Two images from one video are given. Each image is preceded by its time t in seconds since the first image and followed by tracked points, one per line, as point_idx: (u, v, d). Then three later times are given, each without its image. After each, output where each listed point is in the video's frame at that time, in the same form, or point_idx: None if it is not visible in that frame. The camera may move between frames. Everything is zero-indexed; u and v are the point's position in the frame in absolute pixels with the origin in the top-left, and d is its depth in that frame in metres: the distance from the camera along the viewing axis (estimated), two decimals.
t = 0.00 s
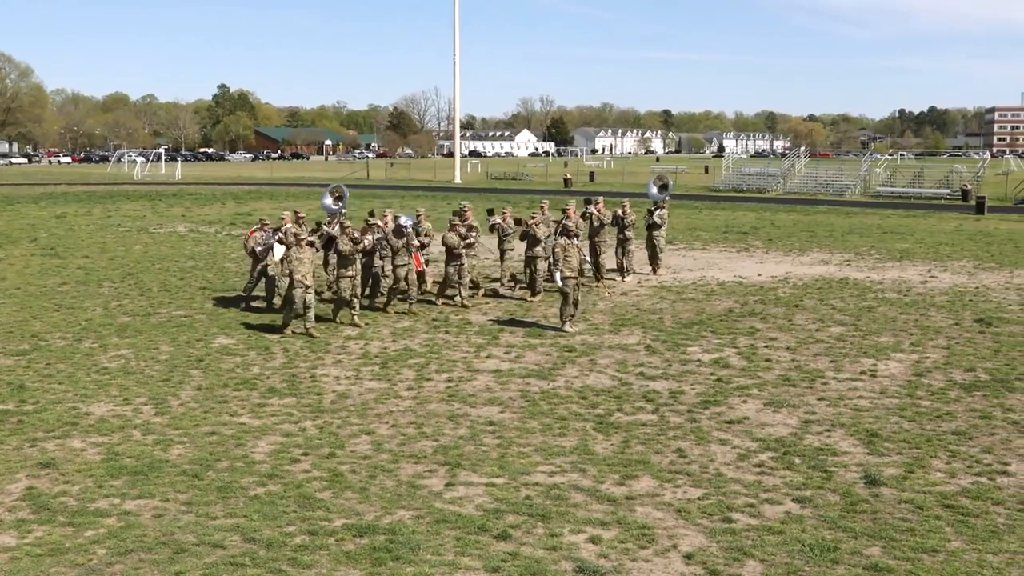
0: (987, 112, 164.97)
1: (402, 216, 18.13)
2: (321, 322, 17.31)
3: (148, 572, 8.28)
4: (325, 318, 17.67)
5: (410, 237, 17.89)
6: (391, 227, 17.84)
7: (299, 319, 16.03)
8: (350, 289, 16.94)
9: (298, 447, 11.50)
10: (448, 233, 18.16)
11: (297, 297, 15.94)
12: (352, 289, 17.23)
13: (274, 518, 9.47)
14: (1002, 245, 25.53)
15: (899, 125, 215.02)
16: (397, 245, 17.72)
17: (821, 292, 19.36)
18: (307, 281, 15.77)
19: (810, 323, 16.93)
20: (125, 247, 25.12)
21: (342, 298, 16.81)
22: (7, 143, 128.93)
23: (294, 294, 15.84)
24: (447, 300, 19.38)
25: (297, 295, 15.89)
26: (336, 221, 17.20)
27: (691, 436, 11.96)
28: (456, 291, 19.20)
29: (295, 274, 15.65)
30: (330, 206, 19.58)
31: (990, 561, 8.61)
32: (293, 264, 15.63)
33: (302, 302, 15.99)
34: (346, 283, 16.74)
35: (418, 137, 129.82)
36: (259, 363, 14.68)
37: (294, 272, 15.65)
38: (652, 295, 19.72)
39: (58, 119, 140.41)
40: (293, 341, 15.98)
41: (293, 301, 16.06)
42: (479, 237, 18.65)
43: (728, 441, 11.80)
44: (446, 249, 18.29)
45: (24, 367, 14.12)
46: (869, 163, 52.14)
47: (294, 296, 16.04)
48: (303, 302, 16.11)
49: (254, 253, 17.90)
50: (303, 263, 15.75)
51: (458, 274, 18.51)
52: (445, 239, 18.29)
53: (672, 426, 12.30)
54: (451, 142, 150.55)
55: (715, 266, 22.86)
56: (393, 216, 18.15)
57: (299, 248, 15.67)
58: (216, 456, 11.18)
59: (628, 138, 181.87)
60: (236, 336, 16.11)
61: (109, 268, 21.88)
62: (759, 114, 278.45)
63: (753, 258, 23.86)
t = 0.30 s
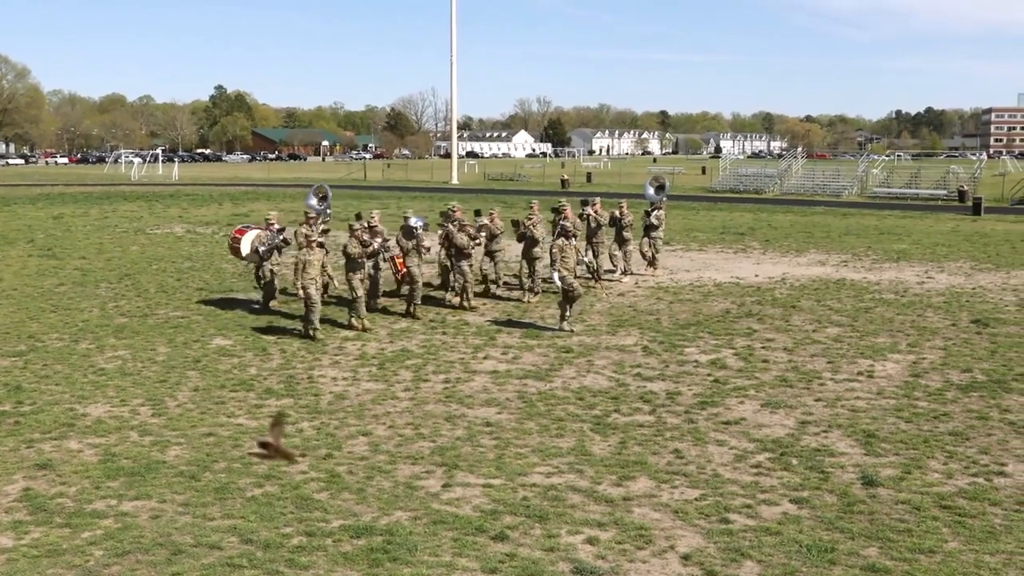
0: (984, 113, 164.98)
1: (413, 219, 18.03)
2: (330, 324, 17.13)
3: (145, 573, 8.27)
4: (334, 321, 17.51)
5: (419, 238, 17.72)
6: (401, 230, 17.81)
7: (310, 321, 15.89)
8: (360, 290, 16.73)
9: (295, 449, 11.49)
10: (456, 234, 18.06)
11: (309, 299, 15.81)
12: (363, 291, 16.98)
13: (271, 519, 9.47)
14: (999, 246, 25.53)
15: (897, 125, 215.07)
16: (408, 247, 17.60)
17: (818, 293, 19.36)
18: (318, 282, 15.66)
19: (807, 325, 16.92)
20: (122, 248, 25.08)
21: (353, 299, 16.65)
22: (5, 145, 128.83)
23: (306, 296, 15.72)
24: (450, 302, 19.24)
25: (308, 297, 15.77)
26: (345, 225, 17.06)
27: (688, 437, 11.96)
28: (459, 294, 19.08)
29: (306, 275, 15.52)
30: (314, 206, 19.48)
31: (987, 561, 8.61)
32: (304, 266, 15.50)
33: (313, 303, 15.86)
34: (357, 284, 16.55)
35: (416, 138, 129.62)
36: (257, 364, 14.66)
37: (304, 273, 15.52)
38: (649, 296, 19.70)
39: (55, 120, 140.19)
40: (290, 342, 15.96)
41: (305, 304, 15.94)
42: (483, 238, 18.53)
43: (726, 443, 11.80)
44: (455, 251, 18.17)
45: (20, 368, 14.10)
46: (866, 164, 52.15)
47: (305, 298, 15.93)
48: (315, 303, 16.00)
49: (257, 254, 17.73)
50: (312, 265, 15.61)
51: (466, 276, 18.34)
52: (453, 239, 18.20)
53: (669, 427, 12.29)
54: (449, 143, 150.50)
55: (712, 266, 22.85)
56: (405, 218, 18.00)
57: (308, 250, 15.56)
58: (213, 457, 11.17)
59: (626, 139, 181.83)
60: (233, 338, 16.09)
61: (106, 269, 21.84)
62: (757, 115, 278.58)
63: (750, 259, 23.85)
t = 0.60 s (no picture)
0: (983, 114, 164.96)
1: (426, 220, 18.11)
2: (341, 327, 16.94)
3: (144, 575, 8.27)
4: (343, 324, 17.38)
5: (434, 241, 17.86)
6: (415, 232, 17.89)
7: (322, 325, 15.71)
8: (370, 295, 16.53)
9: (294, 450, 11.49)
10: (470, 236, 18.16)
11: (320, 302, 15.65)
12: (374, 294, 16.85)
13: (270, 521, 9.46)
14: (998, 248, 25.51)
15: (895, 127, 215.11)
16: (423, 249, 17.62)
17: (817, 294, 19.35)
18: (330, 286, 15.49)
19: (806, 326, 16.91)
20: (121, 249, 25.09)
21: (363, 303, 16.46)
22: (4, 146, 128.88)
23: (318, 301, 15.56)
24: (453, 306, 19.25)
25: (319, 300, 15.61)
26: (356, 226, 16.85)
27: (687, 438, 11.96)
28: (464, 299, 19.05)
29: (319, 279, 15.39)
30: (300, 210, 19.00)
31: (986, 563, 8.61)
32: (317, 270, 15.35)
33: (325, 307, 15.71)
34: (367, 288, 16.39)
35: (415, 139, 129.63)
36: (256, 365, 14.67)
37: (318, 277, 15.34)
38: (648, 297, 19.69)
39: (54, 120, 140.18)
40: (289, 343, 15.96)
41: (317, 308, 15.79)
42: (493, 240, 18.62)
43: (725, 444, 11.80)
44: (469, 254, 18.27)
45: (20, 369, 14.11)
46: (865, 165, 52.14)
47: (316, 301, 15.79)
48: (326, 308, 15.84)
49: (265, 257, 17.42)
50: (326, 269, 15.43)
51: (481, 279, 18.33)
52: (468, 243, 18.27)
53: (668, 428, 12.29)
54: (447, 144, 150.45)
55: (711, 267, 22.86)
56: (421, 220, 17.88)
57: (322, 254, 15.38)
58: (213, 458, 11.18)
59: (626, 140, 181.79)
60: (232, 339, 16.10)
61: (105, 270, 21.86)
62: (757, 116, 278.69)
63: (749, 260, 23.84)
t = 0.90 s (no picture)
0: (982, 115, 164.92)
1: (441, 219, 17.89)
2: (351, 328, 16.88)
3: None
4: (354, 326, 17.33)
5: (448, 242, 17.68)
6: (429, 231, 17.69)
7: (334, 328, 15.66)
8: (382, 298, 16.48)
9: (294, 450, 11.50)
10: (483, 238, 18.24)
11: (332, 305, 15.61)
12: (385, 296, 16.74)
13: (269, 521, 9.46)
14: (997, 248, 25.51)
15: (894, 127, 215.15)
16: (436, 251, 17.60)
17: (816, 294, 19.36)
18: (342, 289, 15.44)
19: (805, 326, 16.91)
20: (121, 250, 25.12)
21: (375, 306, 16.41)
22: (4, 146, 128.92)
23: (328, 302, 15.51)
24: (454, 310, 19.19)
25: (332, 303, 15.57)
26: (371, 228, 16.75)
27: (687, 439, 11.96)
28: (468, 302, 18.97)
29: (332, 281, 15.35)
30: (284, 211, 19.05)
31: (986, 563, 8.61)
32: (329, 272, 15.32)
33: (338, 310, 15.67)
34: (378, 291, 16.30)
35: (414, 140, 129.61)
36: (255, 366, 14.67)
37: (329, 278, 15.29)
38: (647, 297, 19.69)
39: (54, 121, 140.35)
40: (288, 343, 15.97)
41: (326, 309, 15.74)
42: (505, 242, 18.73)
43: (724, 444, 11.80)
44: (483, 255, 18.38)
45: (19, 369, 14.12)
46: (865, 166, 52.13)
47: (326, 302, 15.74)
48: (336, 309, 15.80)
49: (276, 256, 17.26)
50: (337, 271, 15.39)
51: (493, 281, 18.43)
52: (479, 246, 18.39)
53: (668, 429, 12.30)
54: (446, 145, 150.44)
55: (710, 268, 22.88)
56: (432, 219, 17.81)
57: (335, 255, 15.33)
58: (212, 458, 11.18)
59: (625, 141, 181.85)
60: (231, 339, 16.11)
61: (105, 270, 21.87)
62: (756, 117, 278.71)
63: (748, 261, 23.85)
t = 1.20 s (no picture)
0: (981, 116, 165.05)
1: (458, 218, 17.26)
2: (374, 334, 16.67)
3: None
4: (372, 330, 17.16)
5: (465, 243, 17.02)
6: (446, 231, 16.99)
7: (353, 331, 15.45)
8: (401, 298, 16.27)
9: (293, 450, 11.50)
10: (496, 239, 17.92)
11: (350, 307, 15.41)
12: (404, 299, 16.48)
13: (269, 522, 9.46)
14: (996, 248, 25.54)
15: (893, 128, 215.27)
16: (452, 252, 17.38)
17: (816, 295, 19.36)
18: (358, 291, 15.26)
19: (805, 326, 16.92)
20: (121, 250, 25.11)
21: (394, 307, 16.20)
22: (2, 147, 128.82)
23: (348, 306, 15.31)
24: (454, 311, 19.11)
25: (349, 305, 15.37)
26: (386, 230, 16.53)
27: (686, 439, 11.96)
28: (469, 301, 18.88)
29: (347, 283, 15.19)
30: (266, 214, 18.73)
31: (985, 563, 8.62)
32: (345, 273, 15.15)
33: (355, 312, 15.48)
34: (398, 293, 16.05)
35: (412, 140, 129.60)
36: (255, 366, 14.67)
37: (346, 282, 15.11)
38: (647, 298, 19.70)
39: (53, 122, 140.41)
40: (288, 344, 15.96)
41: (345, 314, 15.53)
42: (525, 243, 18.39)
43: (724, 444, 11.80)
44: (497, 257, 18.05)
45: (18, 370, 14.11)
46: (863, 167, 52.17)
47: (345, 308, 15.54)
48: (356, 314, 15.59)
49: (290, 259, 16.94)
50: (354, 274, 15.21)
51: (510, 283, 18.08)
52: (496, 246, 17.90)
53: (667, 429, 12.30)
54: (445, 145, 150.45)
55: (710, 268, 22.88)
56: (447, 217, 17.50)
57: (351, 257, 15.16)
58: (211, 459, 11.17)
59: (624, 141, 181.93)
60: (231, 339, 16.10)
61: (105, 271, 21.86)
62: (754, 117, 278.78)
63: (748, 261, 23.86)
